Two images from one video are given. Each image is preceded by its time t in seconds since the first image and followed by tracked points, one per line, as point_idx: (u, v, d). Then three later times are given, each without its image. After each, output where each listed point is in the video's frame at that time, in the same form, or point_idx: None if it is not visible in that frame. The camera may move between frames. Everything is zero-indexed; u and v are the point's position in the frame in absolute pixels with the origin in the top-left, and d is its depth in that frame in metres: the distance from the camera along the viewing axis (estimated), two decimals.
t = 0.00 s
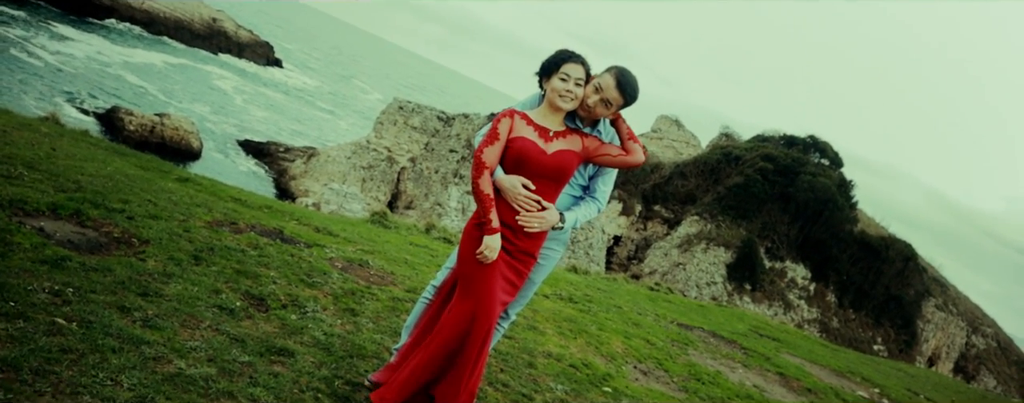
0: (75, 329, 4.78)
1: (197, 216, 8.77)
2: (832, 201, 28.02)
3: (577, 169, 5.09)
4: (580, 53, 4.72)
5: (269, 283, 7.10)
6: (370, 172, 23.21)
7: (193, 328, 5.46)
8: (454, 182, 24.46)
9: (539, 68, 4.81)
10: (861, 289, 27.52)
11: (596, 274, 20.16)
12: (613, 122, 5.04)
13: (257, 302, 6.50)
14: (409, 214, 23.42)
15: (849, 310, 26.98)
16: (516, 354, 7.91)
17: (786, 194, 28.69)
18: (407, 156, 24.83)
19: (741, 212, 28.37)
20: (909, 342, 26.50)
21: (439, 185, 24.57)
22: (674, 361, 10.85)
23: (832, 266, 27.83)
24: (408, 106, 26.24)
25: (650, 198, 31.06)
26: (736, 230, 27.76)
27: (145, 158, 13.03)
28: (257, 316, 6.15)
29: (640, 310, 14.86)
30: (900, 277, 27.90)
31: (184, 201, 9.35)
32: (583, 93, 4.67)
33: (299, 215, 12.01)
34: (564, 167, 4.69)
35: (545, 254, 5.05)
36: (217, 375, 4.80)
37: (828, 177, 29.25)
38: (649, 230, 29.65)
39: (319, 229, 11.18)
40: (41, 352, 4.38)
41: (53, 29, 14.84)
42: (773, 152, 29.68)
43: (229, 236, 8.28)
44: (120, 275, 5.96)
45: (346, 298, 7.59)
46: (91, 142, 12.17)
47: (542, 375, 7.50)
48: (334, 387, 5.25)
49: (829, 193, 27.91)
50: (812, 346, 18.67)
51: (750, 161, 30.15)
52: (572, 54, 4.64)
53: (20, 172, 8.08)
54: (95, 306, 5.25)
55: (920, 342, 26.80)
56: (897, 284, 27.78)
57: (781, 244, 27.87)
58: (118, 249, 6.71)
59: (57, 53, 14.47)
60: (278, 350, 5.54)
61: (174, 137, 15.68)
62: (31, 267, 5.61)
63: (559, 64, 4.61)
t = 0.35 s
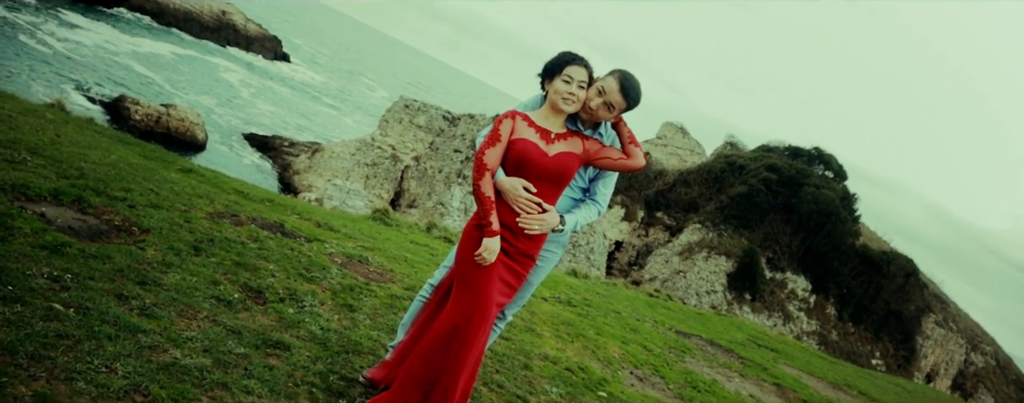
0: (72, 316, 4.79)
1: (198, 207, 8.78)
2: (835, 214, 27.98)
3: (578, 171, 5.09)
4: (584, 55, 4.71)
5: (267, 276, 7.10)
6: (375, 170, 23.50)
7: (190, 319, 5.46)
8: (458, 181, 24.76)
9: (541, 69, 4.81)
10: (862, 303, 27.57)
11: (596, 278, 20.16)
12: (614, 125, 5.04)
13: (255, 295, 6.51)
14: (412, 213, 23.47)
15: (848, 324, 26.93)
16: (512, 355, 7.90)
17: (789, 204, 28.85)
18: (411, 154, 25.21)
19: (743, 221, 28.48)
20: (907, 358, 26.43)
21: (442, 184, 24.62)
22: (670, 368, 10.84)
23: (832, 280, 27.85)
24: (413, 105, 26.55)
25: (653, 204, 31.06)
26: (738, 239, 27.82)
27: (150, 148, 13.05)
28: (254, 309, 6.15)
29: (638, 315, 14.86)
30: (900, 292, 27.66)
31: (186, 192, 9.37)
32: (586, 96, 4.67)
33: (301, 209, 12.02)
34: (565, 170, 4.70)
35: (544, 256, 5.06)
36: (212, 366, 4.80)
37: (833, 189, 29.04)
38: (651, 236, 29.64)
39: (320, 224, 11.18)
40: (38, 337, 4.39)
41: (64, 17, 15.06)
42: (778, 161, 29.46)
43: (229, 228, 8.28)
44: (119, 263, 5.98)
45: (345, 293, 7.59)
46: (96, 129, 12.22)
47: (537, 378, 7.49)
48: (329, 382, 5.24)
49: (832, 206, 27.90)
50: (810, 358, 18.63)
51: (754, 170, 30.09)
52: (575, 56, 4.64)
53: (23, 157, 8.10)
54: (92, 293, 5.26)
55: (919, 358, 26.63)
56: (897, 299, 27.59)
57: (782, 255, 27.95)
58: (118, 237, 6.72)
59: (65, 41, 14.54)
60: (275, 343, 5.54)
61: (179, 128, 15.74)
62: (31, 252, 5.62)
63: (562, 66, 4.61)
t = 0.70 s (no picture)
0: (69, 297, 4.80)
1: (200, 194, 8.79)
2: (836, 227, 27.97)
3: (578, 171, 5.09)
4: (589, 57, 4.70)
5: (266, 265, 7.12)
6: (379, 165, 23.77)
7: (187, 305, 5.47)
8: (462, 180, 24.87)
9: (545, 69, 4.80)
10: (861, 316, 27.11)
11: (595, 281, 20.17)
12: (617, 126, 5.03)
13: (253, 284, 6.51)
14: (414, 209, 23.57)
15: (846, 337, 26.54)
16: (507, 354, 7.90)
17: (792, 216, 29.01)
18: (416, 151, 25.30)
19: (745, 231, 28.68)
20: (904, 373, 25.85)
21: (445, 182, 24.77)
22: (666, 374, 10.83)
23: (832, 293, 27.76)
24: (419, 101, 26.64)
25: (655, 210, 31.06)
26: (739, 248, 27.98)
27: (155, 133, 13.08)
28: (252, 297, 6.16)
29: (636, 320, 14.87)
30: (899, 308, 27.08)
31: (189, 179, 9.38)
32: (590, 97, 4.67)
33: (303, 201, 12.03)
34: (566, 170, 4.70)
35: (542, 256, 5.06)
36: (207, 353, 4.81)
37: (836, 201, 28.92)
38: (652, 242, 29.64)
39: (321, 216, 11.21)
40: (34, 317, 4.40)
41: None
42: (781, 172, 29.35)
43: (230, 216, 8.29)
44: (119, 246, 6.00)
45: (343, 286, 7.59)
46: (102, 113, 12.26)
47: (532, 378, 7.48)
48: (323, 373, 5.25)
49: (834, 219, 27.87)
50: (806, 370, 18.60)
51: (758, 180, 30.09)
52: (580, 56, 4.63)
53: (28, 137, 8.13)
54: (90, 275, 5.26)
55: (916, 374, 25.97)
56: (896, 315, 26.97)
57: (782, 267, 28.12)
58: (119, 220, 6.73)
59: (76, 24, 14.15)
60: (270, 333, 5.55)
61: (186, 115, 15.56)
62: (31, 232, 5.63)
63: (568, 66, 4.61)
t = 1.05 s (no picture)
0: (63, 281, 5.12)
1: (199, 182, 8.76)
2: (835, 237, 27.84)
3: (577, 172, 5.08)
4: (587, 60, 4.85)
5: (263, 256, 7.11)
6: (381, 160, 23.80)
7: (181, 293, 5.55)
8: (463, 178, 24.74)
9: (549, 68, 4.93)
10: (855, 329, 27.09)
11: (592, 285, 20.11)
12: (618, 127, 5.04)
13: (248, 275, 6.53)
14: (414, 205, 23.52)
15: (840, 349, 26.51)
16: (501, 354, 7.89)
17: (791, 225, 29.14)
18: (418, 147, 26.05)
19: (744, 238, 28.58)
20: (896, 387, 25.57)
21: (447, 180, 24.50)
22: (659, 379, 10.80)
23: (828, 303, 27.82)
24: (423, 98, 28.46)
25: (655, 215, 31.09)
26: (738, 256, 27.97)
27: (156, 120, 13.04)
28: (247, 288, 6.11)
29: (632, 324, 14.79)
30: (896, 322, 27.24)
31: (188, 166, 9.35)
32: (592, 98, 4.78)
33: (302, 192, 12.02)
34: (566, 170, 4.78)
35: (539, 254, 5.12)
36: (200, 342, 5.09)
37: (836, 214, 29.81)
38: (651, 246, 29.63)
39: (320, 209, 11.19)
40: (27, 301, 4.89)
41: None
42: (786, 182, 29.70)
43: (229, 206, 8.05)
44: (115, 232, 5.95)
45: (338, 280, 7.58)
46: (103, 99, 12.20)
47: (524, 377, 7.49)
48: (314, 366, 5.42)
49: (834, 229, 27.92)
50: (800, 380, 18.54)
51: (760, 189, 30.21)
52: (584, 57, 4.78)
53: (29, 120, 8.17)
54: (88, 260, 5.44)
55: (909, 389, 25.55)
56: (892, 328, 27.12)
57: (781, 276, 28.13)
58: (117, 206, 6.72)
59: None
60: (264, 323, 5.61)
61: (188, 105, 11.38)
62: (28, 215, 5.69)
63: (571, 66, 4.75)
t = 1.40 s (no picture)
0: (61, 263, 4.79)
1: (201, 170, 8.78)
2: (835, 248, 28.39)
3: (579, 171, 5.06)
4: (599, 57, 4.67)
5: (262, 246, 7.10)
6: (383, 155, 24.40)
7: (179, 279, 5.45)
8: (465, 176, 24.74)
9: (554, 67, 4.75)
10: (853, 341, 27.28)
11: (591, 287, 20.14)
12: (622, 129, 5.04)
13: (247, 263, 6.51)
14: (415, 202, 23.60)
15: (837, 360, 26.62)
16: (497, 352, 7.88)
17: (791, 235, 29.24)
18: (421, 144, 26.17)
19: (744, 246, 28.61)
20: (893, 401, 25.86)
21: (448, 177, 24.63)
22: (654, 383, 10.81)
23: (826, 314, 27.83)
24: (428, 95, 28.75)
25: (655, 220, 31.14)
26: (738, 263, 28.00)
27: (161, 107, 13.08)
28: (244, 277, 6.13)
29: (628, 327, 14.84)
30: (892, 335, 27.57)
31: (191, 154, 9.36)
32: (598, 98, 4.65)
33: (303, 184, 12.01)
34: (570, 170, 4.67)
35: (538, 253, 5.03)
36: (196, 329, 4.79)
37: (836, 224, 29.87)
38: (650, 251, 29.64)
39: (321, 201, 11.17)
40: (24, 281, 4.37)
41: None
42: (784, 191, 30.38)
43: (230, 195, 8.29)
44: (115, 216, 5.98)
45: (336, 272, 7.57)
46: (109, 83, 12.22)
47: (519, 377, 7.46)
48: (309, 358, 5.23)
49: (833, 240, 28.41)
50: (794, 389, 18.56)
51: (761, 198, 30.67)
52: (591, 56, 4.58)
53: (32, 101, 8.13)
54: (85, 243, 5.25)
55: None
56: (888, 341, 27.37)
57: (779, 285, 28.16)
58: (118, 191, 6.71)
59: None
60: (260, 313, 5.53)
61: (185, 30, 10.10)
62: (28, 196, 5.60)
63: (577, 66, 4.57)
